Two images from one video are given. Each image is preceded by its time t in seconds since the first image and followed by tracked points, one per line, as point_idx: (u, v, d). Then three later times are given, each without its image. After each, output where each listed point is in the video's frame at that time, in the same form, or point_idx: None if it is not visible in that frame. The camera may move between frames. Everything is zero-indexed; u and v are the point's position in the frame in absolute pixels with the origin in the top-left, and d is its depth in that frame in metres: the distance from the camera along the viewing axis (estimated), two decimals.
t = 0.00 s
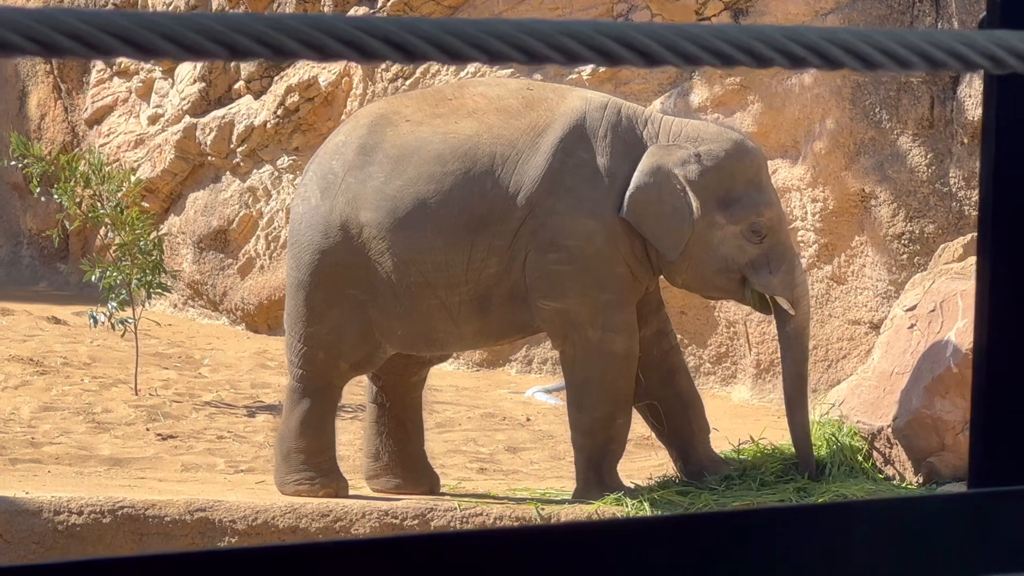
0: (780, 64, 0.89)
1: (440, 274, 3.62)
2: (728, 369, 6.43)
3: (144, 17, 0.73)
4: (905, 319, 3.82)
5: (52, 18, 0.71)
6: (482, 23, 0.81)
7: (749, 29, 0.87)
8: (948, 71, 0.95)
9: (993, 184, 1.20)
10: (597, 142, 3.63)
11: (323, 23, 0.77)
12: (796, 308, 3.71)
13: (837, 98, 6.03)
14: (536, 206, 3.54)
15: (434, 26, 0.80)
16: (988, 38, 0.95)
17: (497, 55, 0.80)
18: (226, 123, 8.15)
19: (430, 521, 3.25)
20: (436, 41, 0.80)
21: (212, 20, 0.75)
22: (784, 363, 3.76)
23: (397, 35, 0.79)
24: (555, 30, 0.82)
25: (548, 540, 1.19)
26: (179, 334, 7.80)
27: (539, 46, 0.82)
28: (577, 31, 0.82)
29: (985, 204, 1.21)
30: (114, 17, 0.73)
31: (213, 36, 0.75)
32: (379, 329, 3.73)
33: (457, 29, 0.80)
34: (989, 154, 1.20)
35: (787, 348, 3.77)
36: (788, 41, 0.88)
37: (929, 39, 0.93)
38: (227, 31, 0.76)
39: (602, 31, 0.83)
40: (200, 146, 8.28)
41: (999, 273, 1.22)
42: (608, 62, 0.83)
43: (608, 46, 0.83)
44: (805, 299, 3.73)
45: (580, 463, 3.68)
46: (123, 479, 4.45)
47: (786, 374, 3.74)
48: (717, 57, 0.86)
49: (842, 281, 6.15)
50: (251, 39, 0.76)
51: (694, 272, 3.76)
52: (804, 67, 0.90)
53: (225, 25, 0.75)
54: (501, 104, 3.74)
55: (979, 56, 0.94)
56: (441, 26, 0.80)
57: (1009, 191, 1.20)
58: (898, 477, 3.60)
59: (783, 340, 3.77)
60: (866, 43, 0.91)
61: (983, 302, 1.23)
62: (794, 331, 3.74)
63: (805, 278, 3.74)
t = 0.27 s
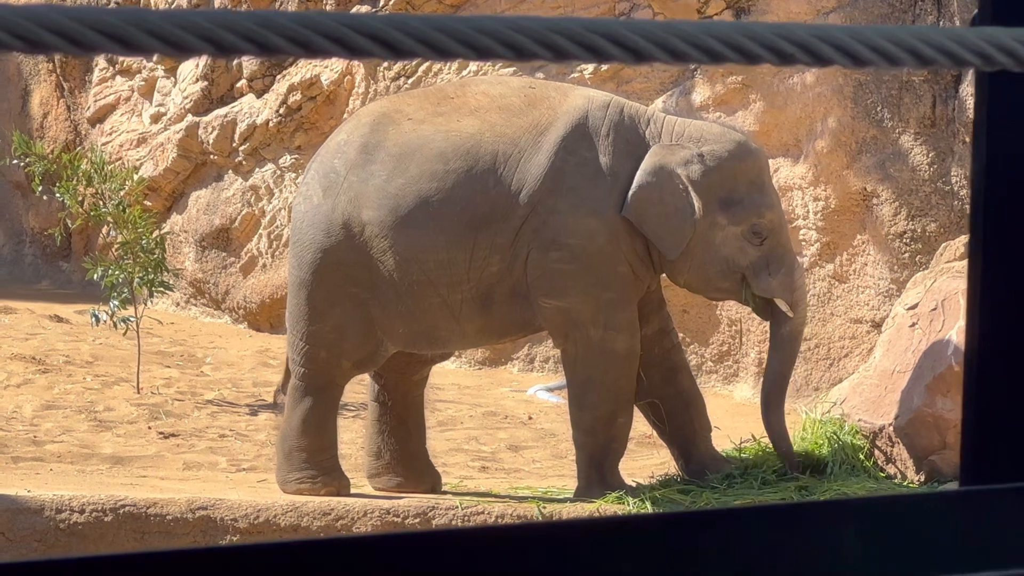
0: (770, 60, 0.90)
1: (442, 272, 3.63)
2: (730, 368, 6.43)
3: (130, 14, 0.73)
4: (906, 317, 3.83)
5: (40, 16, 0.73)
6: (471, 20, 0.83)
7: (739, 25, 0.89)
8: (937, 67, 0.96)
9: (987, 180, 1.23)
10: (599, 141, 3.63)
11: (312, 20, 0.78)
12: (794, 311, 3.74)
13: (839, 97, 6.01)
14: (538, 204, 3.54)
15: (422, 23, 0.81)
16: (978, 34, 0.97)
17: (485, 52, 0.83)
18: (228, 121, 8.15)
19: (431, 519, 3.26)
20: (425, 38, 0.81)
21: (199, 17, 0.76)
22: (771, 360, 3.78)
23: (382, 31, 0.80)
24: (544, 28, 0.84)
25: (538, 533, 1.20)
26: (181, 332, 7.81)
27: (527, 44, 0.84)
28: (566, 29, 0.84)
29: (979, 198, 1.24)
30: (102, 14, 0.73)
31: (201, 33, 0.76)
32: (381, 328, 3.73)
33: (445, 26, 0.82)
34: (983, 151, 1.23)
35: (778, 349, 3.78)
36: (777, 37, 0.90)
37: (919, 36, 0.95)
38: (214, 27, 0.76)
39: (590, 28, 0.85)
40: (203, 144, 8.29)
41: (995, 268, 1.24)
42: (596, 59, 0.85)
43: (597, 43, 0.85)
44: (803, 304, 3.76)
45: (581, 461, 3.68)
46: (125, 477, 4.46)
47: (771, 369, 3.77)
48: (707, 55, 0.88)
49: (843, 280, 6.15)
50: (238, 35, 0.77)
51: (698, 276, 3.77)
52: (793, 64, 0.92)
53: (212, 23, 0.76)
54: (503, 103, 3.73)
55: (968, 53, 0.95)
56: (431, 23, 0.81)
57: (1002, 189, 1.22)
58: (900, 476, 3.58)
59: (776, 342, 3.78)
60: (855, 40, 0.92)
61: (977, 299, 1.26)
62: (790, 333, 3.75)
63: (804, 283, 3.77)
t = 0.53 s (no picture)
0: (774, 59, 0.90)
1: (446, 271, 3.62)
2: (733, 367, 6.43)
3: (134, 11, 0.73)
4: (909, 317, 3.83)
5: (43, 15, 0.73)
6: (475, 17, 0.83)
7: (742, 24, 0.89)
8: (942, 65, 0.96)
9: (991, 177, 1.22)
10: (603, 140, 3.63)
11: (316, 19, 0.78)
12: (800, 309, 3.72)
13: (842, 96, 6.01)
14: (543, 203, 3.54)
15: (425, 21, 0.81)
16: (981, 32, 0.97)
17: (489, 50, 0.83)
18: (231, 120, 8.15)
19: (434, 518, 3.26)
20: (429, 37, 0.81)
21: (202, 14, 0.76)
22: (774, 357, 3.76)
23: (386, 29, 0.79)
24: (550, 26, 0.84)
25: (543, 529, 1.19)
26: (184, 332, 7.81)
27: (532, 42, 0.84)
28: (571, 27, 0.84)
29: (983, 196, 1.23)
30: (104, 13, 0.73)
31: (205, 32, 0.76)
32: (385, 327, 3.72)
33: (449, 23, 0.81)
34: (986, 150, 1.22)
35: (781, 346, 3.77)
36: (781, 35, 0.90)
37: (923, 33, 0.95)
38: (218, 25, 0.76)
39: (593, 25, 0.85)
40: (206, 144, 8.28)
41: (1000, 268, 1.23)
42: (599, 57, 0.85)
43: (601, 41, 0.85)
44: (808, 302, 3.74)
45: (584, 461, 3.68)
46: (129, 476, 4.46)
47: (773, 366, 3.75)
48: (710, 52, 0.88)
49: (847, 279, 6.14)
50: (242, 32, 0.77)
51: (696, 272, 3.75)
52: (796, 62, 0.92)
53: (216, 20, 0.76)
54: (507, 102, 3.73)
55: (972, 51, 0.95)
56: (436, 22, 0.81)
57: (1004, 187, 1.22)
58: (903, 475, 3.59)
59: (778, 340, 3.78)
60: (859, 38, 0.92)
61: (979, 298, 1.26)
62: (795, 332, 3.75)
63: (809, 281, 3.74)
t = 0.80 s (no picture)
0: (785, 56, 0.91)
1: (452, 270, 3.62)
2: (737, 365, 6.43)
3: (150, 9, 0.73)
4: (913, 315, 3.83)
5: (58, 12, 0.73)
6: (488, 16, 0.83)
7: (754, 22, 0.90)
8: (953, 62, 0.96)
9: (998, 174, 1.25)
10: (609, 138, 3.63)
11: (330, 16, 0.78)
12: (807, 306, 3.73)
13: (846, 95, 6.01)
14: (548, 202, 3.54)
15: (439, 19, 0.81)
16: (993, 30, 0.97)
17: (502, 47, 0.83)
18: (235, 120, 8.16)
19: (438, 517, 3.26)
20: (442, 34, 0.81)
21: (217, 13, 0.76)
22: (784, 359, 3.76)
23: (401, 26, 0.80)
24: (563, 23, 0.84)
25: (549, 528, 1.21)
26: (188, 331, 7.82)
27: (546, 39, 0.84)
28: (584, 25, 0.84)
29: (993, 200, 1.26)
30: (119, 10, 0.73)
31: (221, 29, 0.76)
32: (390, 327, 3.72)
33: (463, 22, 0.82)
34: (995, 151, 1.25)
35: (790, 346, 3.77)
36: (792, 33, 0.91)
37: (933, 31, 0.95)
38: (233, 23, 0.76)
39: (605, 23, 0.85)
40: (210, 143, 8.28)
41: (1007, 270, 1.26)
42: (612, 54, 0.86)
43: (614, 39, 0.86)
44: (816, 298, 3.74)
45: (589, 459, 3.68)
46: (133, 475, 4.46)
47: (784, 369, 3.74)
48: (723, 49, 0.89)
49: (850, 278, 6.14)
50: (256, 31, 0.77)
51: (696, 266, 3.74)
52: (808, 60, 0.92)
53: (231, 18, 0.76)
54: (512, 101, 3.73)
55: (984, 48, 0.95)
56: (448, 19, 0.82)
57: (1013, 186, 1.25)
58: (907, 474, 3.60)
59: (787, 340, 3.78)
60: (872, 36, 0.93)
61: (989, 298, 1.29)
62: (804, 329, 3.76)
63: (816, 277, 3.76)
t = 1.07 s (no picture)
0: (800, 55, 0.91)
1: (457, 271, 3.62)
2: (740, 366, 6.41)
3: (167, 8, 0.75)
4: (917, 316, 3.81)
5: (76, 11, 0.74)
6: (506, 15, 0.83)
7: (770, 20, 0.90)
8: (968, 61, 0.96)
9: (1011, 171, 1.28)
10: (614, 139, 3.62)
11: (346, 14, 0.79)
12: (812, 309, 3.73)
13: (849, 95, 6.01)
14: (553, 203, 3.54)
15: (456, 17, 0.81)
16: (1008, 29, 0.96)
17: (519, 46, 0.82)
18: (238, 121, 8.15)
19: (442, 518, 3.25)
20: (459, 32, 0.81)
21: (236, 13, 0.77)
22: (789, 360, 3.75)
23: (418, 25, 0.80)
24: (579, 22, 0.84)
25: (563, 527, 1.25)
26: (191, 332, 7.81)
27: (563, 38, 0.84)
28: (601, 24, 0.84)
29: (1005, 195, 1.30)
30: (140, 11, 0.75)
31: (238, 28, 0.77)
32: (395, 327, 3.72)
33: (479, 20, 0.82)
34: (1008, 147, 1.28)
35: (796, 347, 3.78)
36: (808, 32, 0.91)
37: (948, 29, 0.94)
38: (250, 22, 0.77)
39: (624, 22, 0.85)
40: (212, 144, 8.27)
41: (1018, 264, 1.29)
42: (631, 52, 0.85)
43: (631, 37, 0.85)
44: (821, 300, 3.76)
45: (592, 460, 3.67)
46: (137, 476, 4.46)
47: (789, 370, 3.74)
48: (739, 48, 0.89)
49: (853, 279, 6.12)
50: (275, 29, 0.77)
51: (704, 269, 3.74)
52: (823, 58, 0.92)
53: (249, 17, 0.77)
54: (516, 101, 3.73)
55: (1000, 45, 0.95)
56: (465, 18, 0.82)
57: None
58: (911, 475, 3.59)
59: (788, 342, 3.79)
60: (885, 34, 0.93)
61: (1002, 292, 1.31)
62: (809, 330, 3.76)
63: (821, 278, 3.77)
